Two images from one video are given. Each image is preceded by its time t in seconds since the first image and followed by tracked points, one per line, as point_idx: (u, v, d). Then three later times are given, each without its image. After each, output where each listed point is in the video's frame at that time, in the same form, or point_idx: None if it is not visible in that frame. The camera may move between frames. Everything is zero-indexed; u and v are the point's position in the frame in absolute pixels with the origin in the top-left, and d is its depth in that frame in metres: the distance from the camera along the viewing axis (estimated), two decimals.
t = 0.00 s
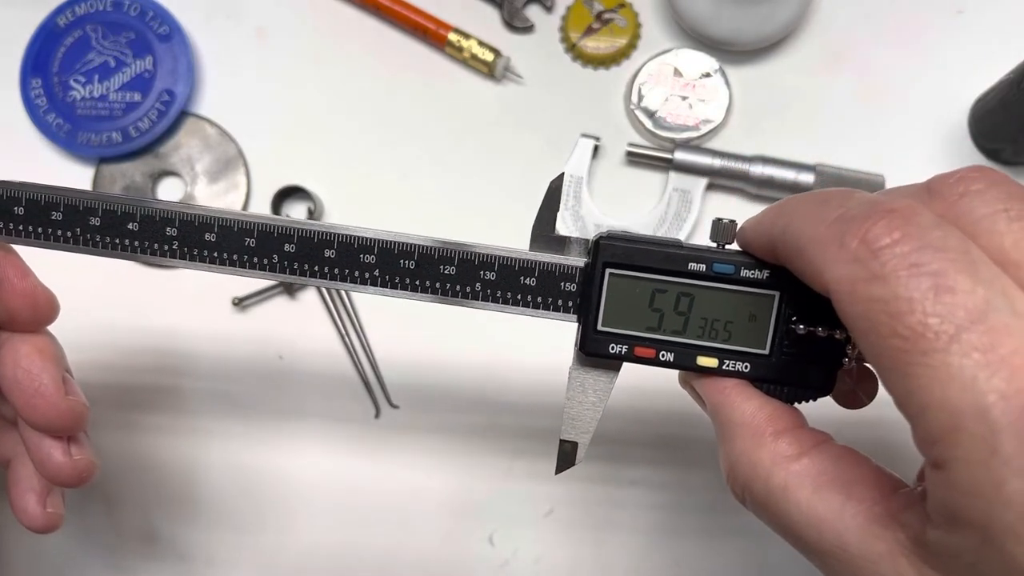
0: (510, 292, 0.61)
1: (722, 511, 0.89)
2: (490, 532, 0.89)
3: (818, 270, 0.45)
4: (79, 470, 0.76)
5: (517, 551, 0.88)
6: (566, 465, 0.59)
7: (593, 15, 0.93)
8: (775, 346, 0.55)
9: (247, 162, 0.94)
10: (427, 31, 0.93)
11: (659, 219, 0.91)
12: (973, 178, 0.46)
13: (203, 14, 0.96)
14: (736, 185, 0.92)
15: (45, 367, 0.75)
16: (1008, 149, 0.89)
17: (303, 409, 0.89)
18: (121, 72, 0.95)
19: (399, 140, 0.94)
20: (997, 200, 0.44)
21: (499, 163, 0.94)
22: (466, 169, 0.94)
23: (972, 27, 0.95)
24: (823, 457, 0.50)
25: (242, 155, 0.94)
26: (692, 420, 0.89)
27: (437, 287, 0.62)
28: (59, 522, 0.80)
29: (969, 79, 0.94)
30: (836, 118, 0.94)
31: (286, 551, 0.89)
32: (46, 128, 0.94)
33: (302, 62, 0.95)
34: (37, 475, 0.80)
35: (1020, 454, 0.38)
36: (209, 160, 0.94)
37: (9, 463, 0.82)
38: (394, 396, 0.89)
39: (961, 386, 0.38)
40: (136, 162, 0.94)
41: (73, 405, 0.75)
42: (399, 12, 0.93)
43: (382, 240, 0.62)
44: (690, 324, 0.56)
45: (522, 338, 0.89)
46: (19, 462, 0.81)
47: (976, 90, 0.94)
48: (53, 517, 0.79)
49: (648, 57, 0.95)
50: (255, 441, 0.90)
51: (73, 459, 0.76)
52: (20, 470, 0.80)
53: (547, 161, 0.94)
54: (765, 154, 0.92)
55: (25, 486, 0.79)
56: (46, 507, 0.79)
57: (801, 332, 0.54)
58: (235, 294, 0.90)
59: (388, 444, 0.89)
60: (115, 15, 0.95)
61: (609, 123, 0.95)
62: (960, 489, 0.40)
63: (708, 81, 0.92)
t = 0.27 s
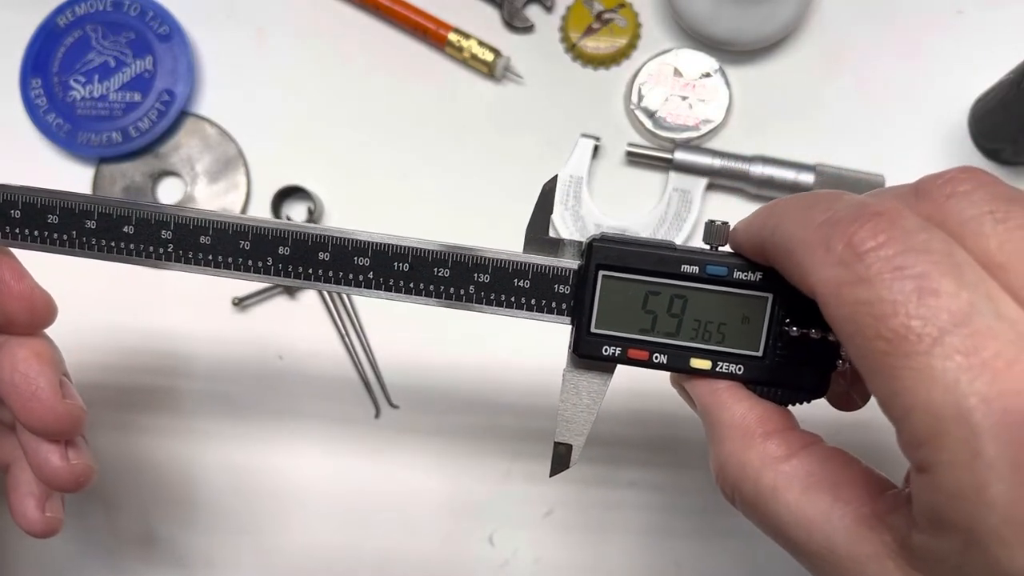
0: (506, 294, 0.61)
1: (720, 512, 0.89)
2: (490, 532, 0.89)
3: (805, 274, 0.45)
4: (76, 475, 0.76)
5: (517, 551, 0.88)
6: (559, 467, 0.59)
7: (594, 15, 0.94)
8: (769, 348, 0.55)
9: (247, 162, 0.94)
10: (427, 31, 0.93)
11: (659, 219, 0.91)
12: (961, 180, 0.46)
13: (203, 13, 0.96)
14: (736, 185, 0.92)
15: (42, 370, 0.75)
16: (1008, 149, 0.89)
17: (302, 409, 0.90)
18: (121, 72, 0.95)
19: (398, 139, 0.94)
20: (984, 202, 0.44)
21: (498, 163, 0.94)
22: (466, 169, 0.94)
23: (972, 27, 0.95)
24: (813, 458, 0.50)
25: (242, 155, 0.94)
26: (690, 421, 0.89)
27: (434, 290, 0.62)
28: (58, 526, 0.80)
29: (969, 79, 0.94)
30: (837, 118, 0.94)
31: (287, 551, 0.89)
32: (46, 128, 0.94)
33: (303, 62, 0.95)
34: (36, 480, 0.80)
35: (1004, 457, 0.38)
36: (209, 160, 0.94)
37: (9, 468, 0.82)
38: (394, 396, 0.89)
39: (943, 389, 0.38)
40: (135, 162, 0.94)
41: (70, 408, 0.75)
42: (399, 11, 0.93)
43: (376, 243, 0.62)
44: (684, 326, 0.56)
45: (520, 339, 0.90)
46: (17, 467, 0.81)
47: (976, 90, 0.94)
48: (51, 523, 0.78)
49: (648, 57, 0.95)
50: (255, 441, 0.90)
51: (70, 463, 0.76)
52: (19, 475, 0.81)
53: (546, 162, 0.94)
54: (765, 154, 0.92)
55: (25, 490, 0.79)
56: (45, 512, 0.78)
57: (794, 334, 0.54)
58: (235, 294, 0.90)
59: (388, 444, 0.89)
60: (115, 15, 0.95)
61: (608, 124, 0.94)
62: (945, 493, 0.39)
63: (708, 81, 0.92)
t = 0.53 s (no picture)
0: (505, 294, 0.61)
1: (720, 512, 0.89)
2: (491, 531, 0.89)
3: (797, 274, 0.45)
4: (76, 474, 0.76)
5: (517, 550, 0.88)
6: (557, 466, 0.59)
7: (593, 15, 0.93)
8: (766, 348, 0.55)
9: (247, 162, 0.94)
10: (426, 31, 0.94)
11: (659, 219, 0.91)
12: (952, 180, 0.46)
13: (203, 13, 0.96)
14: (737, 186, 0.92)
15: (42, 368, 0.75)
16: (1008, 149, 0.89)
17: (301, 409, 0.90)
18: (121, 72, 0.95)
19: (398, 139, 0.94)
20: (976, 202, 0.44)
21: (499, 163, 0.94)
22: (466, 170, 0.94)
23: (972, 27, 0.95)
24: (806, 457, 0.50)
25: (242, 155, 0.94)
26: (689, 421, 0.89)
27: (434, 290, 0.62)
28: (59, 526, 0.80)
29: (968, 79, 0.94)
30: (838, 118, 0.94)
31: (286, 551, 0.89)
32: (46, 128, 0.94)
33: (302, 62, 0.95)
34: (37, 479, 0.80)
35: (994, 458, 0.38)
36: (209, 161, 0.94)
37: (9, 468, 0.82)
38: (394, 396, 0.89)
39: (933, 389, 0.38)
40: (135, 162, 0.95)
41: (69, 407, 0.75)
42: (398, 11, 0.93)
43: (374, 243, 0.62)
44: (681, 326, 0.56)
45: (521, 339, 0.90)
46: (18, 467, 0.81)
47: (976, 89, 0.94)
48: (51, 522, 0.79)
49: (648, 57, 0.95)
50: (256, 441, 0.90)
51: (69, 462, 0.76)
52: (20, 474, 0.81)
53: (546, 162, 0.94)
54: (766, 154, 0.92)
55: (25, 490, 0.79)
56: (45, 511, 0.79)
57: (792, 335, 0.54)
58: (235, 294, 0.90)
59: (387, 444, 0.89)
60: (114, 15, 0.95)
61: (608, 124, 0.94)
62: (935, 493, 0.39)
63: (708, 81, 0.92)
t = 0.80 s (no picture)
0: (496, 295, 0.62)
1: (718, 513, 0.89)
2: (490, 531, 0.88)
3: (773, 274, 0.45)
4: (100, 485, 0.77)
5: (517, 550, 0.88)
6: (537, 463, 0.59)
7: (594, 15, 0.93)
8: (744, 346, 0.55)
9: (247, 162, 0.94)
10: (426, 31, 0.94)
11: (659, 219, 0.91)
12: (927, 176, 0.45)
13: (205, 14, 0.97)
14: (737, 185, 0.92)
15: (70, 380, 0.75)
16: (1007, 149, 0.89)
17: (300, 409, 0.89)
18: (122, 72, 0.95)
19: (398, 140, 0.94)
20: (950, 198, 0.43)
21: (499, 163, 0.94)
22: (467, 170, 0.94)
23: (971, 28, 0.94)
24: (784, 453, 0.49)
25: (243, 155, 0.94)
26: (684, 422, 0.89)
27: (430, 292, 0.62)
28: (79, 538, 0.80)
29: (967, 78, 0.94)
30: (836, 118, 0.93)
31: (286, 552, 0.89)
32: (46, 128, 0.94)
33: (303, 62, 0.95)
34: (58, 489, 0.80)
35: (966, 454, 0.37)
36: (209, 161, 0.94)
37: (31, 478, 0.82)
38: (394, 396, 0.89)
39: (905, 385, 0.38)
40: (134, 162, 0.95)
41: (97, 416, 0.75)
42: (399, 11, 0.93)
43: (362, 244, 0.63)
44: (659, 324, 0.56)
45: (520, 339, 0.89)
46: (40, 476, 0.81)
47: (976, 90, 0.93)
48: (73, 535, 0.79)
49: (649, 57, 0.94)
50: (256, 441, 0.90)
51: (93, 474, 0.76)
52: (41, 484, 0.80)
53: (547, 163, 0.93)
54: (766, 154, 0.92)
55: (47, 500, 0.79)
56: (66, 522, 0.79)
57: (769, 333, 0.54)
58: (235, 294, 0.90)
59: (388, 444, 0.89)
60: (114, 15, 0.95)
61: (609, 124, 0.94)
62: (907, 488, 0.39)
63: (708, 81, 0.92)
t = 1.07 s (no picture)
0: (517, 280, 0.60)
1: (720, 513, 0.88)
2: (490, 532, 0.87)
3: (775, 255, 0.45)
4: (126, 479, 0.76)
5: (517, 551, 0.87)
6: (533, 448, 0.59)
7: (594, 15, 0.93)
8: (744, 328, 0.54)
9: (247, 163, 0.94)
10: (426, 31, 0.93)
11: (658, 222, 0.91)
12: (929, 158, 0.44)
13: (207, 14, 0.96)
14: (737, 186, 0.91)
15: (99, 369, 0.75)
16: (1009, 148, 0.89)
17: (298, 409, 0.88)
18: (122, 72, 0.95)
19: (399, 139, 0.94)
20: (952, 178, 0.42)
21: (500, 163, 0.94)
22: (467, 166, 0.94)
23: (971, 27, 0.94)
24: (784, 437, 0.48)
25: (242, 155, 0.94)
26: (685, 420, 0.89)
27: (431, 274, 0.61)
28: (104, 532, 0.80)
29: (967, 77, 0.93)
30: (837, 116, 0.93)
31: (283, 554, 0.87)
32: (46, 128, 0.93)
33: (304, 62, 0.95)
34: (82, 482, 0.80)
35: (970, 435, 0.37)
36: (209, 161, 0.94)
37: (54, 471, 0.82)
38: (394, 396, 0.88)
39: (908, 365, 0.38)
40: (133, 162, 0.94)
41: (128, 407, 0.75)
42: (399, 11, 0.93)
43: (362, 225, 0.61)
44: (658, 306, 0.56)
45: (521, 336, 0.90)
46: (64, 471, 0.81)
47: (977, 89, 0.93)
48: (98, 529, 0.78)
49: (648, 58, 0.94)
50: (252, 443, 0.88)
51: (120, 468, 0.76)
52: (65, 477, 0.80)
53: (546, 162, 0.93)
54: (766, 154, 0.92)
55: (70, 494, 0.79)
56: (90, 517, 0.78)
57: (769, 315, 0.54)
58: (235, 294, 0.90)
59: (386, 444, 0.88)
60: (114, 15, 0.95)
61: (609, 125, 0.94)
62: (912, 471, 0.38)
63: (708, 81, 0.92)
